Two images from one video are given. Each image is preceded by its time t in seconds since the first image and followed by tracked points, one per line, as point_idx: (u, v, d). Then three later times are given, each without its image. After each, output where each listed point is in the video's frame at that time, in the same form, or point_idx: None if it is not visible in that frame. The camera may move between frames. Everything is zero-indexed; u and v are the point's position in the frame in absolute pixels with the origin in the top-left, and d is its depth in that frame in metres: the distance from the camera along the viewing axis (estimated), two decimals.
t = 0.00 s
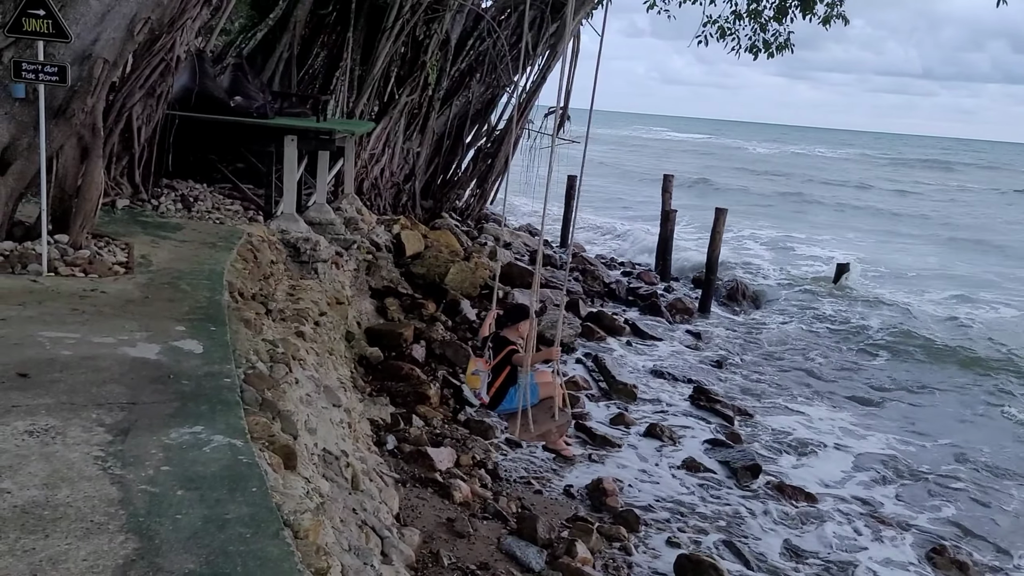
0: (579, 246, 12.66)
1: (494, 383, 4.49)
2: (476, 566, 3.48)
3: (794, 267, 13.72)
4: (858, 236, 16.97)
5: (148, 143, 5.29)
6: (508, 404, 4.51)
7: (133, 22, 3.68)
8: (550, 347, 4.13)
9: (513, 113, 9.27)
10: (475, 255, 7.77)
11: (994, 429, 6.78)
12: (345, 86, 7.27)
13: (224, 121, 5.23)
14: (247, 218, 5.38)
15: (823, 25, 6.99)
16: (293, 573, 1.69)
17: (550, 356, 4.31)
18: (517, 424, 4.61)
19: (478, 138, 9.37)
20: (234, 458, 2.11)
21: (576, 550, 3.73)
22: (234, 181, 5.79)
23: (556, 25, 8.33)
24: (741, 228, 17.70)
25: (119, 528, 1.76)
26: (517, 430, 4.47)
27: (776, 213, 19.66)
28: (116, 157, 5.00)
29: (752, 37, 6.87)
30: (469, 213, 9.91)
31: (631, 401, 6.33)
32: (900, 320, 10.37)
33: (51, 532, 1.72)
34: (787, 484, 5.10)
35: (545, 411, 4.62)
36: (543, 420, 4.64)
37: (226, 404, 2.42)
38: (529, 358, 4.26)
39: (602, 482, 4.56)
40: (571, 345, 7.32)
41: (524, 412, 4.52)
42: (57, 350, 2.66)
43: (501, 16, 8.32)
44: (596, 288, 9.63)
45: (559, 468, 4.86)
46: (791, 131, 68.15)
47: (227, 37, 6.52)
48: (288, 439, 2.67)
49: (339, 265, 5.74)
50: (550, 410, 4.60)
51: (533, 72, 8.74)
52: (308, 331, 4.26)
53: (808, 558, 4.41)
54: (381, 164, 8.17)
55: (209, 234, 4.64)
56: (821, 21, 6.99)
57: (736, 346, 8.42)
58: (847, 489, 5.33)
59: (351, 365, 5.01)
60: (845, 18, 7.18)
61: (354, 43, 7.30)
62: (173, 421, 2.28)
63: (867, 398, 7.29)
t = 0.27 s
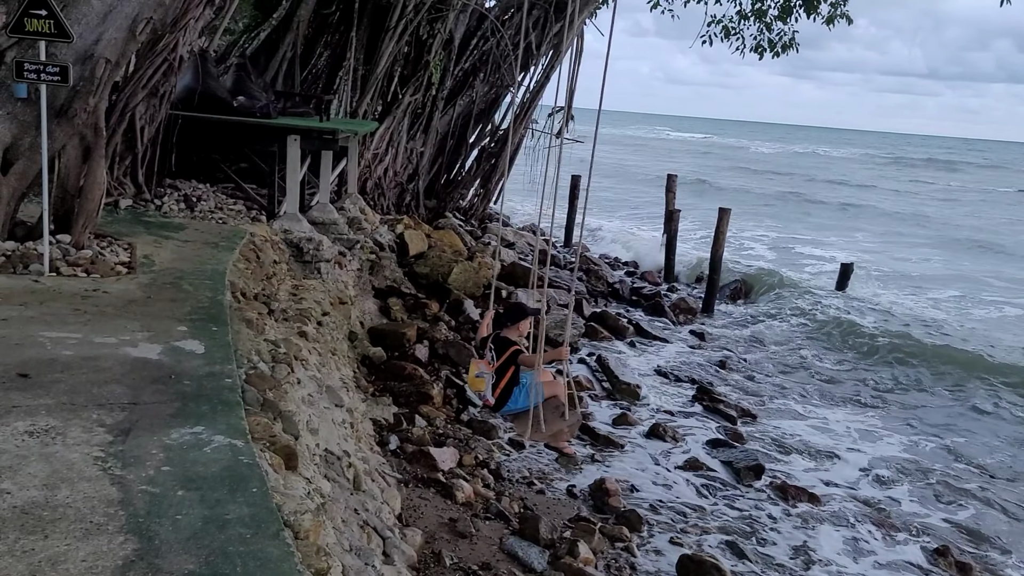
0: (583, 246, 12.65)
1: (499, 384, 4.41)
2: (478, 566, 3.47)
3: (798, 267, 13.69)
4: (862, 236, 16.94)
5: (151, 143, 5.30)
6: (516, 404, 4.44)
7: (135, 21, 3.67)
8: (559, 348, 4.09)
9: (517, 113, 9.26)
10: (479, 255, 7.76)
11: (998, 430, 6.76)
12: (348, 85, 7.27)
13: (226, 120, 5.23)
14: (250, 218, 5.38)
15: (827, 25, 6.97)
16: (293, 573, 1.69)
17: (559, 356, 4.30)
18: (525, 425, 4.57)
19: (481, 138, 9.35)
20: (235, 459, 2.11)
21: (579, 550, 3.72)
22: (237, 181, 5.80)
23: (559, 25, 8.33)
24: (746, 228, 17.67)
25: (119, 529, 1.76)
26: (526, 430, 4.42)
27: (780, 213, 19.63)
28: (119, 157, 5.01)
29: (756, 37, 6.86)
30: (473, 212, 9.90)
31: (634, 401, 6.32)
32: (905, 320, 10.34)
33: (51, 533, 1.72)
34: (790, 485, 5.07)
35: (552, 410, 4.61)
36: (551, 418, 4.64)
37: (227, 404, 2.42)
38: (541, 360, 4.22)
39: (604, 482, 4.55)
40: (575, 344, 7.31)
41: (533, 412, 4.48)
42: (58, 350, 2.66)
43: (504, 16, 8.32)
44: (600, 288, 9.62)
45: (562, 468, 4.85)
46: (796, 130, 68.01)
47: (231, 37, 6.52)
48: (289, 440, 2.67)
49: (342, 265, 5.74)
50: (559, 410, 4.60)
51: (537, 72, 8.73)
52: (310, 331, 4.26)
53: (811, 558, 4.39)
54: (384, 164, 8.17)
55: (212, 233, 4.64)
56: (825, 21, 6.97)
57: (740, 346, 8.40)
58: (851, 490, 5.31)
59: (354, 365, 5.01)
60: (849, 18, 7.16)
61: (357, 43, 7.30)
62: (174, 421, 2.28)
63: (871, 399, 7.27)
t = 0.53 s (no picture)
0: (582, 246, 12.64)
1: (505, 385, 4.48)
2: (477, 566, 3.47)
3: (798, 267, 13.69)
4: (862, 236, 16.93)
5: (149, 143, 5.29)
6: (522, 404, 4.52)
7: (133, 21, 3.67)
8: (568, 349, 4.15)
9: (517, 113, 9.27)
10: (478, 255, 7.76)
11: (998, 429, 6.75)
12: (347, 85, 7.27)
13: (225, 121, 5.23)
14: (249, 218, 5.37)
15: (827, 24, 6.97)
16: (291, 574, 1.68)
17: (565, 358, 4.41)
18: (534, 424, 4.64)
19: (481, 138, 9.36)
20: (233, 459, 2.11)
21: (578, 550, 3.72)
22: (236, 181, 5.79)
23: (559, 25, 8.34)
24: (746, 227, 17.66)
25: (115, 530, 1.76)
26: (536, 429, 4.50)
27: (780, 212, 19.62)
28: (117, 157, 5.00)
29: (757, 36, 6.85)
30: (473, 212, 9.90)
31: (634, 401, 6.32)
32: (905, 320, 10.32)
33: (47, 533, 1.72)
34: (790, 484, 5.05)
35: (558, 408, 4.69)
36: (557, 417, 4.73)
37: (226, 404, 2.41)
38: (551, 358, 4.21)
39: (604, 482, 4.54)
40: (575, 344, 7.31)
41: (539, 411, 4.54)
42: (55, 350, 2.66)
43: (503, 15, 8.32)
44: (600, 287, 9.62)
45: (561, 468, 4.84)
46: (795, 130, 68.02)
47: (230, 36, 6.53)
48: (287, 440, 2.66)
49: (341, 265, 5.73)
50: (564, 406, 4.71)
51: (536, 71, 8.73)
52: (309, 331, 4.26)
53: (810, 557, 4.39)
54: (384, 164, 8.17)
55: (211, 234, 4.64)
56: (825, 20, 6.97)
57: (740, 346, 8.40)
58: (850, 489, 5.30)
59: (353, 365, 5.01)
60: (850, 17, 7.16)
61: (356, 42, 7.30)
62: (171, 422, 2.27)
63: (871, 398, 7.27)
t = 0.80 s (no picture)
0: (578, 245, 12.64)
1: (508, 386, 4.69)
2: (472, 566, 3.46)
3: (793, 266, 13.71)
4: (856, 235, 16.96)
5: (143, 144, 5.28)
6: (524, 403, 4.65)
7: (125, 21, 3.65)
8: (567, 350, 4.26)
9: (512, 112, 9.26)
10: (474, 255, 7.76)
11: (992, 427, 6.77)
12: (342, 85, 7.25)
13: (219, 121, 5.22)
14: (243, 218, 5.37)
15: (822, 23, 6.98)
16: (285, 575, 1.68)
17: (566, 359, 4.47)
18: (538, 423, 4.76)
19: (476, 137, 9.36)
20: (227, 460, 2.10)
21: (573, 549, 3.72)
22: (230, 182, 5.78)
23: (554, 24, 8.32)
24: (741, 227, 17.67)
25: (109, 531, 1.75)
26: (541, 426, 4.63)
27: (775, 211, 19.64)
28: (110, 158, 4.99)
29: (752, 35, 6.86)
30: (468, 212, 9.90)
31: (630, 400, 6.32)
32: (900, 319, 10.33)
33: (40, 535, 1.71)
34: (785, 482, 5.06)
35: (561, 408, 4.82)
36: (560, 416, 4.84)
37: (219, 405, 2.41)
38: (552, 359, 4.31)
39: (599, 481, 4.54)
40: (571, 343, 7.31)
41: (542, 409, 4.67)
42: (48, 352, 2.65)
43: (498, 14, 8.31)
44: (595, 286, 9.64)
45: (557, 468, 4.84)
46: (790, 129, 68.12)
47: (223, 36, 6.55)
48: (282, 441, 2.65)
49: (336, 265, 5.73)
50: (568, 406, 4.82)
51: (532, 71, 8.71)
52: (304, 332, 4.25)
53: (805, 556, 4.39)
54: (379, 164, 8.16)
55: (205, 234, 4.63)
56: (820, 19, 6.98)
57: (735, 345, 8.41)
58: (845, 488, 5.31)
59: (348, 365, 5.00)
60: (845, 17, 7.17)
61: (350, 42, 7.27)
62: (165, 423, 2.26)
63: (865, 397, 7.28)
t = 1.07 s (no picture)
0: (566, 244, 12.65)
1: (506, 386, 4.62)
2: (460, 566, 3.46)
3: (779, 264, 13.78)
4: (841, 233, 17.06)
5: (126, 144, 5.24)
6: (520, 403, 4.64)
7: (108, 22, 3.63)
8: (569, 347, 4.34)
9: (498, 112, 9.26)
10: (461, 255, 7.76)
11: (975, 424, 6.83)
12: (327, 85, 7.24)
13: (203, 122, 5.19)
14: (228, 219, 5.34)
15: (806, 22, 7.02)
16: None
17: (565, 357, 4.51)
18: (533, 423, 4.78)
19: (463, 137, 9.36)
20: (212, 462, 2.09)
21: (561, 549, 3.72)
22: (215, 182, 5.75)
23: (540, 24, 8.33)
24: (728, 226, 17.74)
25: (93, 535, 1.74)
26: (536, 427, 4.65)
27: (760, 211, 19.72)
28: (93, 158, 4.95)
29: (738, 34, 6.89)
30: (455, 212, 9.89)
31: (617, 400, 6.33)
32: (885, 317, 10.40)
33: (23, 539, 1.70)
34: (771, 480, 5.09)
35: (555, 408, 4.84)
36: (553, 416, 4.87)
37: (205, 407, 2.40)
38: (550, 359, 4.41)
39: (587, 481, 4.54)
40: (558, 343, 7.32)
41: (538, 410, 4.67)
42: (31, 355, 2.63)
43: (484, 15, 8.30)
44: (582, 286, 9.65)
45: (545, 468, 4.84)
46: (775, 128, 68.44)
47: (207, 36, 6.52)
48: (268, 443, 2.64)
49: (322, 266, 5.71)
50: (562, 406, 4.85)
51: (518, 71, 8.70)
52: (290, 333, 4.23)
53: (792, 553, 4.41)
54: (365, 164, 8.14)
55: (190, 235, 4.61)
56: (804, 18, 7.02)
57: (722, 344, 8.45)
58: (831, 485, 5.34)
59: (335, 366, 4.99)
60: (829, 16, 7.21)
61: (336, 43, 7.26)
62: (150, 426, 2.25)
63: (850, 394, 7.33)
